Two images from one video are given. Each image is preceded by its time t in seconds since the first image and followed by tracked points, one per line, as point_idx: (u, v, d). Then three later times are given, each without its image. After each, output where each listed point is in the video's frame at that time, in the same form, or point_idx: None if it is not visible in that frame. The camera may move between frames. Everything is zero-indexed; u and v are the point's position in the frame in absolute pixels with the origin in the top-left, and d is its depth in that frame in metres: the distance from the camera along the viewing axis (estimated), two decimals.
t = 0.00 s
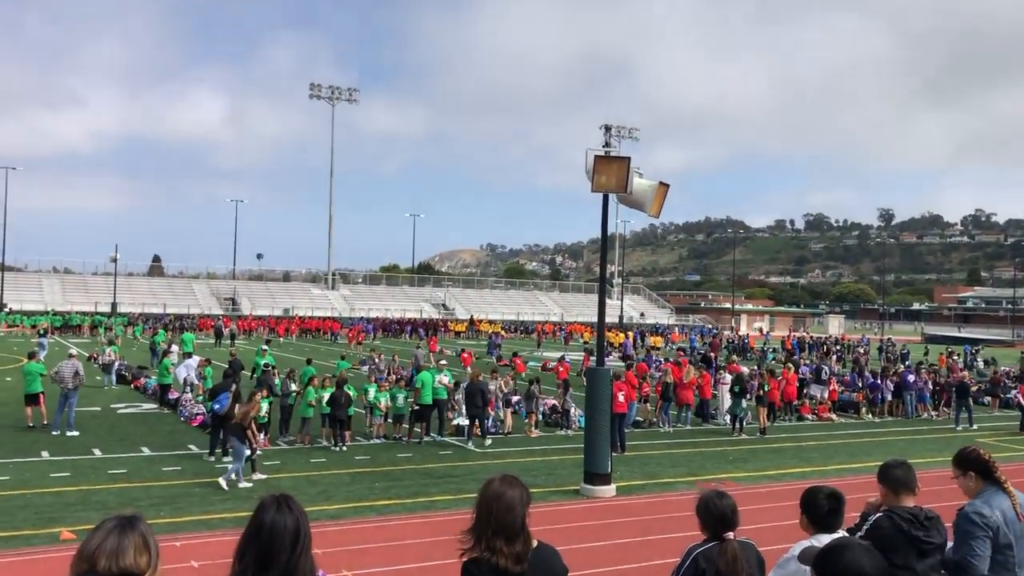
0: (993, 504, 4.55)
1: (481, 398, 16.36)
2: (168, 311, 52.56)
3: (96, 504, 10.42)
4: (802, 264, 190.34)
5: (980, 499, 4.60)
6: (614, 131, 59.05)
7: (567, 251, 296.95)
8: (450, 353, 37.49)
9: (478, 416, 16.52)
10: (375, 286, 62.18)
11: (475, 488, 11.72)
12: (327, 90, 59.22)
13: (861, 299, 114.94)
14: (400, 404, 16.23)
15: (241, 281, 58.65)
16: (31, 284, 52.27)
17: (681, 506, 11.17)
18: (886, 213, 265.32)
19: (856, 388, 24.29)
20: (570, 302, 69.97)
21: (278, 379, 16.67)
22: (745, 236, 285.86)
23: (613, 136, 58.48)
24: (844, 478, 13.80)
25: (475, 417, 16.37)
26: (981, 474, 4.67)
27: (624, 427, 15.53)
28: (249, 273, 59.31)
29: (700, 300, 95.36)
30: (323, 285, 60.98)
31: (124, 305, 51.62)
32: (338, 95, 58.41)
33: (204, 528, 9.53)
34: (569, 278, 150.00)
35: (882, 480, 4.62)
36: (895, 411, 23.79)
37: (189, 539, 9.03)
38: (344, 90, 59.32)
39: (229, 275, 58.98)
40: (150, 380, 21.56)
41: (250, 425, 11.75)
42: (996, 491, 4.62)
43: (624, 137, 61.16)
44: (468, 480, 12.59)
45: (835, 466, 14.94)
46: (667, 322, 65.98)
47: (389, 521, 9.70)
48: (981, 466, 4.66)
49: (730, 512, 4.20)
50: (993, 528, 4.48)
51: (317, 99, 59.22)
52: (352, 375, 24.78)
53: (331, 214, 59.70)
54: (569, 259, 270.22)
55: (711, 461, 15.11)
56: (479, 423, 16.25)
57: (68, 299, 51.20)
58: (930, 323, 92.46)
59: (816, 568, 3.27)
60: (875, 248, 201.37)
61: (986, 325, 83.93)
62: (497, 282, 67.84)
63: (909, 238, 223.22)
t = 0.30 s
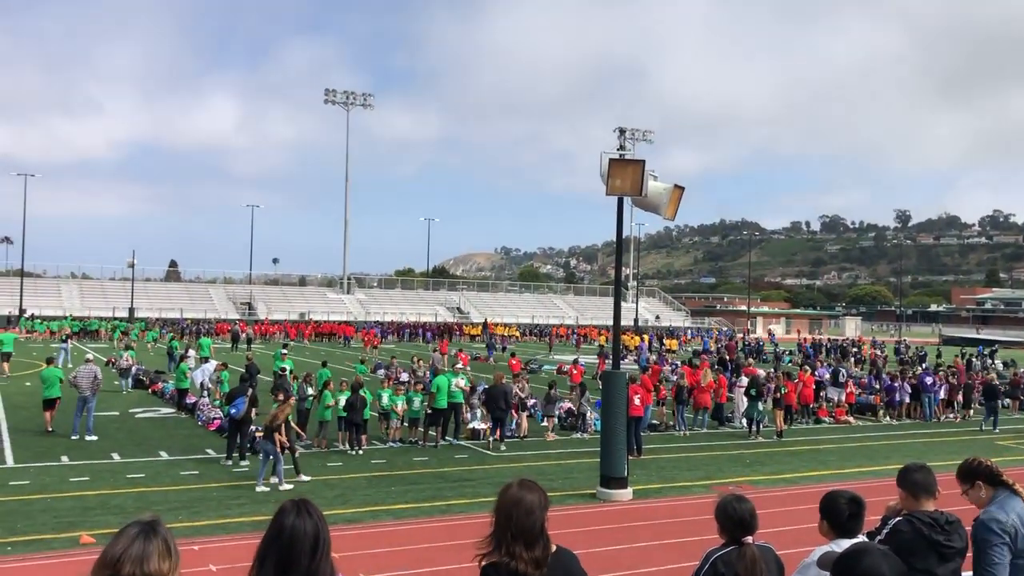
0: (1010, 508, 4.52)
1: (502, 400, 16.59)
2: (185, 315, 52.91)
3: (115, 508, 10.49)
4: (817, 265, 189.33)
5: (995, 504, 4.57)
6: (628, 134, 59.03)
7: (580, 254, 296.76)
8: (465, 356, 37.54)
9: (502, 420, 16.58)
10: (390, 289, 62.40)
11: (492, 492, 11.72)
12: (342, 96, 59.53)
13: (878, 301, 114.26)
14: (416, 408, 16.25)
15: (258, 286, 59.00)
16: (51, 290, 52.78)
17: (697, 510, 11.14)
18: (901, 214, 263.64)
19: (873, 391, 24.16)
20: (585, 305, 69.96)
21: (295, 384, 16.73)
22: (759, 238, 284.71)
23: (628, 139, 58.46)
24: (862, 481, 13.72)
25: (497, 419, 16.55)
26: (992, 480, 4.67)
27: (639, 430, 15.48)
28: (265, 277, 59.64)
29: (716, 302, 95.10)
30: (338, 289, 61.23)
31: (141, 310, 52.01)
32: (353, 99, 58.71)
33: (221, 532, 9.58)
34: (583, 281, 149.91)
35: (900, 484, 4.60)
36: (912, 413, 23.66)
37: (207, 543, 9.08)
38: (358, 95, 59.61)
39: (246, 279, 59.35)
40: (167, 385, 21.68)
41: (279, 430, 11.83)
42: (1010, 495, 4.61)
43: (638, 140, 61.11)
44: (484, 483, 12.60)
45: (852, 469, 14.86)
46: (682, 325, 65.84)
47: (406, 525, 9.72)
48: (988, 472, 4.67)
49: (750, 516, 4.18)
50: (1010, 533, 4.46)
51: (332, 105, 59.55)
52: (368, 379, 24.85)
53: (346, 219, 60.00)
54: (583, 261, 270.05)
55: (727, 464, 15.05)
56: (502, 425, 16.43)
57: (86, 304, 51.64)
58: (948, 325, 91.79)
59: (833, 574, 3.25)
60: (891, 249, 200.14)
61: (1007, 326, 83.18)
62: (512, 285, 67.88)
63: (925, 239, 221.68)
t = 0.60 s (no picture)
0: None
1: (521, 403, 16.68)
2: (201, 320, 53.26)
3: (134, 512, 10.56)
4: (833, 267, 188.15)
5: (1009, 513, 4.55)
6: (643, 137, 58.94)
7: (593, 257, 296.51)
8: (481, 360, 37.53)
9: (521, 423, 16.60)
10: (405, 293, 62.55)
11: (508, 497, 11.71)
12: (357, 100, 59.79)
13: (896, 303, 113.43)
14: (432, 412, 16.25)
15: (274, 290, 59.28)
16: (70, 295, 53.26)
17: (714, 514, 11.09)
18: (918, 215, 261.53)
19: (892, 394, 23.99)
20: (601, 308, 69.88)
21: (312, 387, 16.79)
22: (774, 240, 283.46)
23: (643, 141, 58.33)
24: (881, 485, 13.62)
25: (517, 422, 16.59)
26: (1005, 489, 4.65)
27: (656, 433, 15.45)
28: (282, 282, 59.94)
29: (732, 305, 94.71)
30: (354, 293, 61.43)
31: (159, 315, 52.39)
32: (367, 104, 58.96)
33: (239, 536, 9.62)
34: (598, 285, 149.87)
35: (920, 489, 4.56)
36: (932, 417, 23.47)
37: (225, 547, 9.12)
38: (373, 99, 59.87)
39: (262, 283, 59.67)
40: (184, 389, 21.81)
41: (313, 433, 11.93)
42: None
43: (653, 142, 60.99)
44: (500, 487, 12.59)
45: (872, 473, 14.74)
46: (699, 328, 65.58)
47: (423, 529, 9.72)
48: (1000, 481, 4.65)
49: (770, 521, 4.16)
50: None
51: (346, 109, 59.83)
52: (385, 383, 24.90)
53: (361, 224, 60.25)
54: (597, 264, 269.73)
55: (745, 468, 14.98)
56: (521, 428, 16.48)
57: (104, 309, 52.08)
58: (968, 327, 90.93)
59: None
60: (907, 251, 198.64)
61: None
62: (528, 289, 67.86)
63: (943, 240, 220.02)
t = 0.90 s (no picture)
0: None
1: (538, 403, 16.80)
2: (218, 321, 53.59)
3: (152, 512, 10.62)
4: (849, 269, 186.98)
5: None
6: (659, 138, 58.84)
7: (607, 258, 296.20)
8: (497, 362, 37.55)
9: (539, 424, 16.69)
10: (421, 295, 62.71)
11: (524, 498, 11.69)
12: (373, 102, 59.99)
13: (913, 305, 112.59)
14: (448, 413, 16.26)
15: (290, 292, 59.57)
16: (88, 296, 53.70)
17: (731, 516, 11.04)
18: (934, 217, 259.55)
19: (910, 396, 23.83)
20: (616, 310, 69.80)
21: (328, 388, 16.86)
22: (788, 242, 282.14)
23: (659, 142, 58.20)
24: (900, 488, 13.51)
25: (534, 422, 16.73)
26: None
27: (672, 435, 15.41)
28: (298, 283, 60.22)
29: (749, 307, 94.35)
30: (370, 294, 61.61)
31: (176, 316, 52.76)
32: (383, 105, 59.16)
33: (256, 536, 9.65)
34: (613, 286, 149.77)
35: (940, 491, 4.52)
36: (951, 419, 23.28)
37: (242, 547, 9.15)
38: (389, 101, 60.07)
39: (279, 285, 60.00)
40: (201, 390, 21.94)
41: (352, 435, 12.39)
42: None
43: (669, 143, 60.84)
44: (516, 489, 12.58)
45: (890, 475, 14.62)
46: (715, 330, 65.35)
47: (439, 530, 9.72)
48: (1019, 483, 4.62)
49: (789, 524, 4.13)
50: None
51: (362, 111, 60.04)
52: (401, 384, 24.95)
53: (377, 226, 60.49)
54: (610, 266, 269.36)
55: (762, 470, 14.91)
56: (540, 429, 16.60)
57: (122, 311, 52.49)
58: (987, 329, 90.12)
59: None
60: (924, 253, 197.17)
61: None
62: (543, 290, 67.86)
63: (960, 242, 218.22)
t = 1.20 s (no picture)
0: None
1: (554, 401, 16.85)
2: (234, 320, 53.86)
3: (169, 511, 10.68)
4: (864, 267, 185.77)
5: None
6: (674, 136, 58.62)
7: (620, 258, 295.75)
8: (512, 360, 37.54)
9: (556, 421, 16.73)
10: (436, 294, 62.79)
11: (539, 497, 11.69)
12: (387, 102, 60.08)
13: (931, 303, 111.69)
14: (463, 412, 16.29)
15: (306, 291, 59.80)
16: (106, 296, 54.08)
17: (747, 515, 10.99)
18: (950, 214, 257.50)
19: (928, 394, 23.65)
20: (631, 309, 69.60)
21: (343, 387, 16.90)
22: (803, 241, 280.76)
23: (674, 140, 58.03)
24: (918, 487, 13.41)
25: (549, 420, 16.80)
26: None
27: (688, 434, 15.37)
28: (313, 282, 60.41)
29: (765, 305, 93.90)
30: (385, 293, 61.75)
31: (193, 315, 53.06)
32: (398, 105, 59.24)
33: (273, 535, 9.69)
34: (629, 286, 149.48)
35: (960, 490, 4.48)
36: (970, 418, 23.08)
37: (259, 545, 9.19)
38: (403, 101, 60.13)
39: (294, 284, 60.25)
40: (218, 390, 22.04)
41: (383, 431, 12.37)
42: None
43: (684, 141, 60.59)
44: (532, 488, 12.58)
45: (908, 475, 14.51)
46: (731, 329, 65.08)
47: (454, 529, 9.72)
48: None
49: (807, 523, 4.10)
50: None
51: (377, 110, 60.13)
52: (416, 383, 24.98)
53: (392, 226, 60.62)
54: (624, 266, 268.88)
55: (778, 469, 14.84)
56: (556, 426, 16.65)
57: (139, 310, 52.85)
58: (1007, 327, 89.26)
59: None
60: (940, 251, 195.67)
61: None
62: (558, 289, 67.78)
63: (977, 239, 216.32)
